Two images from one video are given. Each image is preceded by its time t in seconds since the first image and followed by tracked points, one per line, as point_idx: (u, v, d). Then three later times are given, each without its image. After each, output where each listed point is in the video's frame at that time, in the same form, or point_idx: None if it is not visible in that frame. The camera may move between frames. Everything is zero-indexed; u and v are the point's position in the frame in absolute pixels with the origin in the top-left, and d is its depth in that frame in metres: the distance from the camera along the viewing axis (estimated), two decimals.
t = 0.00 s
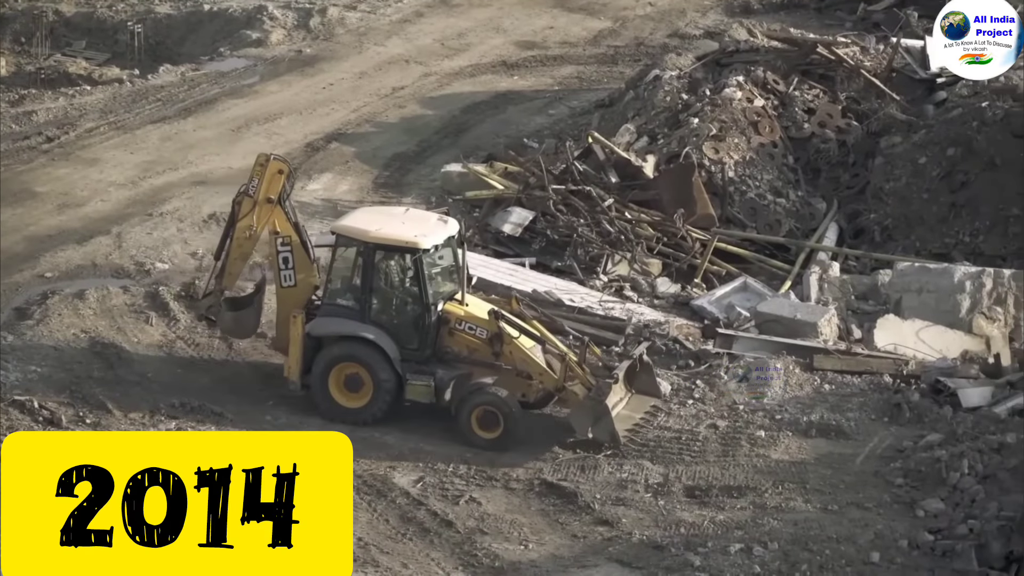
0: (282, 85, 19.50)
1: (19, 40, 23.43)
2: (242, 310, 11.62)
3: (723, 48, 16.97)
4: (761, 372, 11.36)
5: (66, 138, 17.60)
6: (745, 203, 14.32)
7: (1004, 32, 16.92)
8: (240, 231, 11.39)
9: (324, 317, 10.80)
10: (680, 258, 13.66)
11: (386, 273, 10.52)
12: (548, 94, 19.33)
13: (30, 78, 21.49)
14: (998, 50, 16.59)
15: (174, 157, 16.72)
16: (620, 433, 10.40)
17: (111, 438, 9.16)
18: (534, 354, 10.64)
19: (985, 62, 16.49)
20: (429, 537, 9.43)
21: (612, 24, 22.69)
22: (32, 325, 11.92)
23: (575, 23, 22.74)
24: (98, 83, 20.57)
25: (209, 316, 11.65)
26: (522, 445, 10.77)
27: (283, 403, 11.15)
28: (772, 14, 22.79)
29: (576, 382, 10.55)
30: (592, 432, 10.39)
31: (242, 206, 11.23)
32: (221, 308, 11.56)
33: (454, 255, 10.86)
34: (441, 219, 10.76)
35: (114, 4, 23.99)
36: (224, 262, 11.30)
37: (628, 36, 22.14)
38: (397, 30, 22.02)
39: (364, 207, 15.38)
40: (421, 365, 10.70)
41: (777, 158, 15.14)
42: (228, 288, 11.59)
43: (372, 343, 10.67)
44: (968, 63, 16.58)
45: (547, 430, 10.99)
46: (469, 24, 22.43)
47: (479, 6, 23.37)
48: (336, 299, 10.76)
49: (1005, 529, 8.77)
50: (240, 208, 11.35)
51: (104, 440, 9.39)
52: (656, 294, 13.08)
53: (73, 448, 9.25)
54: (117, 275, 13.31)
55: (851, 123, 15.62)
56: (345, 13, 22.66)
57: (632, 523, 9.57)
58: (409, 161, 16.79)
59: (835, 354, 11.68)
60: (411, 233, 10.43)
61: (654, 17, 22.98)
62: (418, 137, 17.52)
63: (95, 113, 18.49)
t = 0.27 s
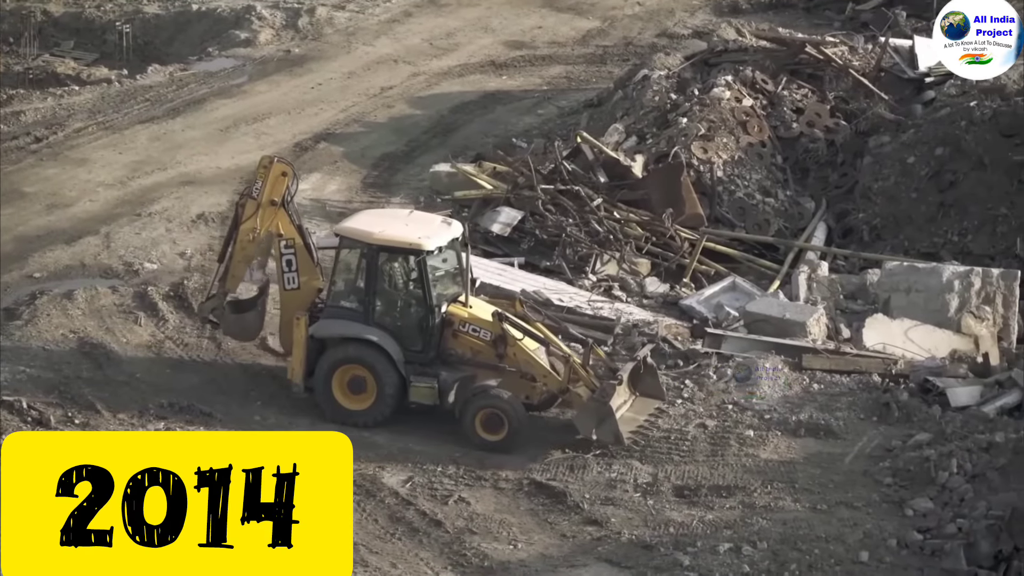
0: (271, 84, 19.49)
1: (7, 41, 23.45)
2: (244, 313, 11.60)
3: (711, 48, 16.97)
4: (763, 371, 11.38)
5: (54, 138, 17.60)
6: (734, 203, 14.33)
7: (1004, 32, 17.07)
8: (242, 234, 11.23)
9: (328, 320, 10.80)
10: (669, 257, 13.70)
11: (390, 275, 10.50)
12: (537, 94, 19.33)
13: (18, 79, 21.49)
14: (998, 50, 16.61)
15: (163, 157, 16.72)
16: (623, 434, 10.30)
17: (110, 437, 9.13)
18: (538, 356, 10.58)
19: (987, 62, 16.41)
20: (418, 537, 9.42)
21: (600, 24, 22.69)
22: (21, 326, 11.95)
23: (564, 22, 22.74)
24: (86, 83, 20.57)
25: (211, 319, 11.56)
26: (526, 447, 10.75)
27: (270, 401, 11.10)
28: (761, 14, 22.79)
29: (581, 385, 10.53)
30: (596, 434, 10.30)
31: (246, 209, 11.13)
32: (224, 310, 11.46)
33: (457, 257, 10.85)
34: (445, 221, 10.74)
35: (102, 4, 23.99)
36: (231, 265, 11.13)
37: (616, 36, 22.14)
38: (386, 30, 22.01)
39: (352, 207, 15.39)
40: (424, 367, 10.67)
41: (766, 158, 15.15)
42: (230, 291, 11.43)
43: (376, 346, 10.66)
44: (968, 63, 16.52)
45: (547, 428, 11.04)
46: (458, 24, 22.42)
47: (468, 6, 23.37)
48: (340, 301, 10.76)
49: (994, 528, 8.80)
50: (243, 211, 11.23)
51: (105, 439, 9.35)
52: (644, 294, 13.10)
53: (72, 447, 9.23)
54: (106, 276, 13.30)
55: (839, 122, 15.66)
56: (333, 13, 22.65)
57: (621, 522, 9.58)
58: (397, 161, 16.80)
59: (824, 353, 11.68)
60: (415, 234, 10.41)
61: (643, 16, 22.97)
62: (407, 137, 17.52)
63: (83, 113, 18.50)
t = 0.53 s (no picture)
0: (258, 82, 19.48)
1: None
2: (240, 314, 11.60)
3: (699, 44, 16.97)
4: (765, 368, 11.35)
5: (41, 136, 17.59)
6: (721, 200, 14.34)
7: (1003, 32, 16.61)
8: (240, 234, 11.24)
9: (327, 319, 10.78)
10: (656, 254, 13.71)
11: (390, 275, 10.50)
12: (524, 91, 19.34)
13: (5, 76, 21.49)
14: (998, 50, 16.11)
15: (150, 154, 16.71)
16: (624, 430, 10.33)
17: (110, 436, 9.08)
18: (538, 354, 10.57)
19: (987, 62, 15.92)
20: (406, 534, 9.43)
21: (587, 21, 22.70)
22: (8, 324, 11.96)
23: (551, 19, 22.74)
24: (73, 81, 20.58)
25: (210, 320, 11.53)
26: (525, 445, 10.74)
27: (257, 398, 11.06)
28: (748, 11, 22.72)
29: (581, 382, 10.53)
30: (597, 431, 10.35)
31: (244, 209, 11.12)
32: (223, 311, 11.41)
33: (456, 255, 10.84)
34: (444, 220, 10.74)
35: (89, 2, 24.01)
36: (228, 266, 11.13)
37: (603, 32, 22.13)
38: (373, 27, 22.01)
39: (340, 204, 15.40)
40: (424, 366, 10.65)
41: (753, 154, 15.15)
42: (229, 292, 11.42)
43: (376, 345, 10.65)
44: (968, 63, 16.08)
45: (546, 427, 11.02)
46: (445, 21, 22.41)
47: (455, 3, 23.37)
48: (339, 300, 10.76)
49: (982, 524, 8.81)
50: (241, 211, 11.24)
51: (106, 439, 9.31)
52: (632, 290, 13.12)
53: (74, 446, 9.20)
54: (93, 273, 13.30)
55: (826, 119, 15.71)
56: (321, 10, 22.65)
57: (609, 518, 9.58)
58: (385, 158, 16.81)
59: (811, 350, 11.68)
60: (414, 233, 10.41)
61: (630, 13, 22.97)
62: (394, 134, 17.52)
63: (70, 111, 18.49)
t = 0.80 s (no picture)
0: (245, 78, 19.45)
1: None
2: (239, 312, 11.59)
3: (687, 40, 16.95)
4: (763, 373, 11.29)
5: (28, 132, 17.58)
6: (708, 195, 14.39)
7: (1004, 31, 16.25)
8: (240, 232, 11.24)
9: (327, 318, 10.70)
10: (644, 250, 13.69)
11: (390, 272, 10.47)
12: (511, 86, 19.34)
13: None
14: (998, 50, 15.89)
15: (137, 151, 16.71)
16: (625, 428, 10.36)
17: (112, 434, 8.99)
18: (538, 351, 10.52)
19: (985, 61, 15.80)
20: (394, 530, 9.42)
21: (575, 17, 22.70)
22: None
23: (539, 15, 22.74)
24: (60, 77, 20.56)
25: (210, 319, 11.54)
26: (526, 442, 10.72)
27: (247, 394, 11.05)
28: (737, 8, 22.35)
29: (581, 380, 10.49)
30: (597, 429, 10.37)
31: (243, 208, 11.10)
32: (222, 309, 11.43)
33: (456, 253, 10.81)
34: (443, 218, 10.73)
35: None
36: (226, 264, 11.13)
37: (591, 29, 22.12)
38: (360, 23, 22.01)
39: (327, 200, 15.42)
40: (424, 364, 10.61)
41: (741, 150, 15.14)
42: (229, 290, 11.44)
43: (376, 343, 10.58)
44: (968, 62, 15.92)
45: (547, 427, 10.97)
46: (433, 17, 22.40)
47: None
48: (339, 299, 10.69)
49: (968, 519, 8.90)
50: (241, 210, 11.23)
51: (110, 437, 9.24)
52: (620, 286, 13.18)
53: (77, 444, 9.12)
54: (81, 269, 13.31)
55: (814, 114, 15.67)
56: (309, 7, 22.65)
57: (597, 514, 9.59)
58: (373, 154, 16.81)
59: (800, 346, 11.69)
60: (414, 231, 10.39)
61: (618, 9, 22.97)
62: (381, 130, 17.52)
63: (58, 108, 18.49)
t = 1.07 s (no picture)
0: (228, 74, 19.41)
1: None
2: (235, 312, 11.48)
3: (669, 35, 17.04)
4: (762, 374, 11.24)
5: (10, 128, 17.53)
6: (691, 190, 14.36)
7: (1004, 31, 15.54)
8: (236, 231, 11.15)
9: (325, 317, 10.63)
10: (627, 245, 13.72)
11: (389, 269, 10.40)
12: (494, 81, 19.36)
13: None
14: (998, 50, 15.26)
15: (120, 146, 16.67)
16: (627, 424, 10.30)
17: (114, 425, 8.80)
18: (538, 347, 10.46)
19: (986, 61, 15.17)
20: (377, 526, 9.42)
21: (558, 12, 22.74)
22: None
23: (522, 10, 22.77)
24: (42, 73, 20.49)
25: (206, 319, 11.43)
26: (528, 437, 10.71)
27: (230, 391, 11.07)
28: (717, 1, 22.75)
29: (582, 376, 10.41)
30: (600, 425, 10.32)
31: (239, 207, 11.00)
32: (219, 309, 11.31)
33: (452, 250, 10.76)
34: (440, 215, 10.65)
35: None
36: (222, 263, 11.04)
37: (574, 24, 22.18)
38: (342, 19, 22.00)
39: (310, 195, 15.41)
40: (425, 362, 10.56)
41: (723, 145, 15.17)
42: (226, 289, 11.34)
43: (376, 342, 10.50)
44: (969, 63, 15.30)
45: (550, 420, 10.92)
46: (415, 12, 22.40)
47: None
48: (337, 298, 10.61)
49: (951, 514, 8.89)
50: (238, 208, 11.13)
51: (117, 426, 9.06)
52: (602, 281, 13.16)
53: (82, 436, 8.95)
54: (63, 265, 13.30)
55: (797, 109, 15.69)
56: (291, 2, 22.62)
57: (580, 509, 9.60)
58: (355, 149, 16.81)
59: (783, 340, 11.70)
60: (413, 229, 10.30)
61: (600, 5, 23.01)
62: (364, 126, 17.53)
63: (40, 104, 18.43)
